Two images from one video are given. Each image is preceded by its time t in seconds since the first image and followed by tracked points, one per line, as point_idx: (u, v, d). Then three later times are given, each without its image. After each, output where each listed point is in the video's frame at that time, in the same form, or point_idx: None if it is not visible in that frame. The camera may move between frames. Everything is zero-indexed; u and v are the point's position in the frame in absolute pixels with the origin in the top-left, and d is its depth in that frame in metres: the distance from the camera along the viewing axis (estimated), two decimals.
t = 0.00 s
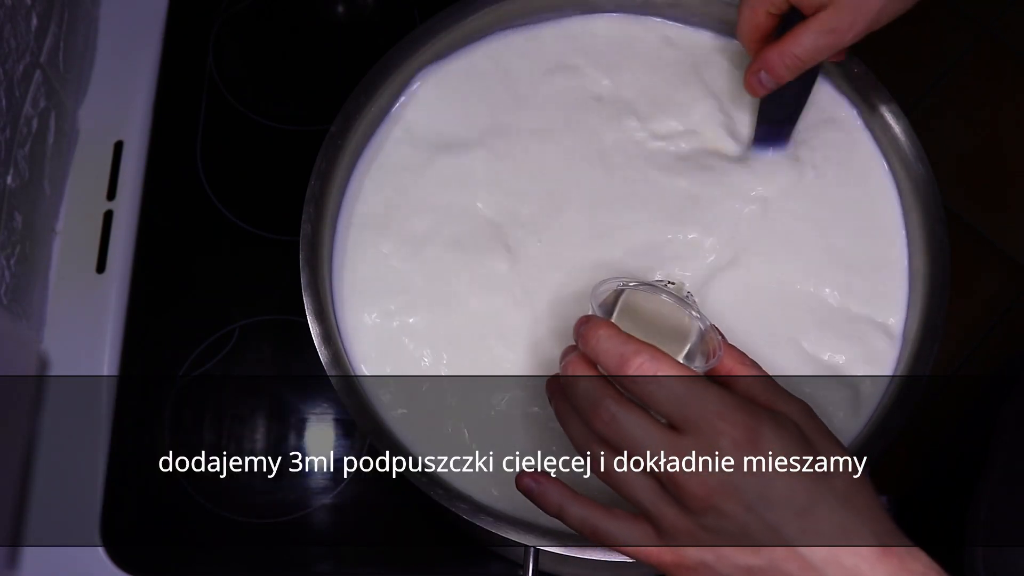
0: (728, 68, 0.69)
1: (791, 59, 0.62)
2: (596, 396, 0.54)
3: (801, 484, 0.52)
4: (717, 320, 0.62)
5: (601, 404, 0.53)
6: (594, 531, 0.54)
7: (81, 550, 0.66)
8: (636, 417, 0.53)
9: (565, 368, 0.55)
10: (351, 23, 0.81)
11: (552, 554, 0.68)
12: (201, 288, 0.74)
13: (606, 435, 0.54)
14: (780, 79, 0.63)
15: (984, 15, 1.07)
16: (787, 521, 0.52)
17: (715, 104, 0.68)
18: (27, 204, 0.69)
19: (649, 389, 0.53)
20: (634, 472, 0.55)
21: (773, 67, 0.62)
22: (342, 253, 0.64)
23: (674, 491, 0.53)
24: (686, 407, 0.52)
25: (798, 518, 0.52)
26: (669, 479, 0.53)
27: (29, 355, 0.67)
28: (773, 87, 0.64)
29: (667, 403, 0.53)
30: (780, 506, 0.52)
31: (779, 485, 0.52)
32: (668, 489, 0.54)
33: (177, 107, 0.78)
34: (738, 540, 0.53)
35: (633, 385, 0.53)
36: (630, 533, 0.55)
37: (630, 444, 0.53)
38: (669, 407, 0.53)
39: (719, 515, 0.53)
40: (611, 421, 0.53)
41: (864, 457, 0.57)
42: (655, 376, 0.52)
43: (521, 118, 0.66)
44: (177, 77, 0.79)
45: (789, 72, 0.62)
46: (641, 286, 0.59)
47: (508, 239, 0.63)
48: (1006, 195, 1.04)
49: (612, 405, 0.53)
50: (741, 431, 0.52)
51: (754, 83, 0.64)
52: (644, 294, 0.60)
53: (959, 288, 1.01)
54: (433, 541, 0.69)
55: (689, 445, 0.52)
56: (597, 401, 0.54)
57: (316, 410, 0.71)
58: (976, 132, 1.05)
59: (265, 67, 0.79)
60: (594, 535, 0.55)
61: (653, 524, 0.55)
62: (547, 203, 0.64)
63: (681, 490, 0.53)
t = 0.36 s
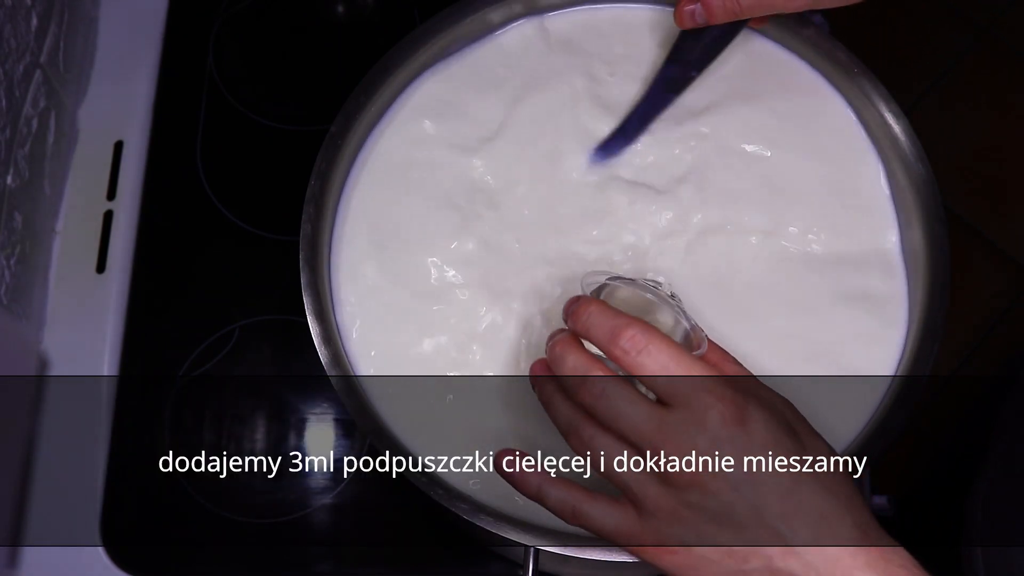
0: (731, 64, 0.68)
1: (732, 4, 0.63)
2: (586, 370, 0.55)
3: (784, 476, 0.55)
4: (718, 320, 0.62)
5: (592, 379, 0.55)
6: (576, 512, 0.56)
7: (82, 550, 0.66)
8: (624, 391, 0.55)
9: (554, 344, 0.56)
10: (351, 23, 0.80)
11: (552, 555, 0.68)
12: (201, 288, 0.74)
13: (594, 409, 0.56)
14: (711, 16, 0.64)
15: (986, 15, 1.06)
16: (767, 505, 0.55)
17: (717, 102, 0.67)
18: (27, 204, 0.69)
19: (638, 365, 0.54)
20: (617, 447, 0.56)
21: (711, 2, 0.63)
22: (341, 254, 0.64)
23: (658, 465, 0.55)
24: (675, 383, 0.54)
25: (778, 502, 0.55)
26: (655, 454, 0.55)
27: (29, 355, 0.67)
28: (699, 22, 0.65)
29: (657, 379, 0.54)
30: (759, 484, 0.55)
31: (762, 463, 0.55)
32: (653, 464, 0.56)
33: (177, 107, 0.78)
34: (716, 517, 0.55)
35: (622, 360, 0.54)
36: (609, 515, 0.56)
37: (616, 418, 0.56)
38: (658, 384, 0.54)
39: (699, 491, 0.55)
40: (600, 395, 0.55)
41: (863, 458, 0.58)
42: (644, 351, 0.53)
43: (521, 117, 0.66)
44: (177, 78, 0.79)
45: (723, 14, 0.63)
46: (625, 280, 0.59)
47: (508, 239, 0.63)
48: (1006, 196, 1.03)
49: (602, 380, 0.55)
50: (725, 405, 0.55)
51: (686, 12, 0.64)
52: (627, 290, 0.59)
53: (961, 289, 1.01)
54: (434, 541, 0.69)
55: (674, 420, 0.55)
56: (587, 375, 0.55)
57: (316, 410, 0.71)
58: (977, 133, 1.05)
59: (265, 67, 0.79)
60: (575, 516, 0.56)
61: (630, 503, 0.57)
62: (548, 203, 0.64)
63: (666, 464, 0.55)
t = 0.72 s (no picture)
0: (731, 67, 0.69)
1: (767, 62, 0.63)
2: (559, 337, 0.54)
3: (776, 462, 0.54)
4: (718, 320, 0.62)
5: (567, 345, 0.54)
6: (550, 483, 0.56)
7: (82, 550, 0.66)
8: (600, 362, 0.54)
9: (534, 316, 0.56)
10: (351, 23, 0.80)
11: (553, 555, 0.68)
12: (201, 288, 0.74)
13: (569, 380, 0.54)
14: (754, 80, 0.64)
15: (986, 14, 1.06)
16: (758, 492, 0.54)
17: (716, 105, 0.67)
18: (27, 204, 0.69)
19: (612, 333, 0.53)
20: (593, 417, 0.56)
21: (751, 65, 0.63)
22: (342, 254, 0.64)
23: (634, 437, 0.55)
24: (649, 351, 0.52)
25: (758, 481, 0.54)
26: (629, 424, 0.55)
27: (30, 356, 0.67)
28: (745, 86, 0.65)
29: (631, 347, 0.53)
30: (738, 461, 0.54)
31: (741, 441, 0.54)
32: (629, 435, 0.55)
33: (177, 107, 0.78)
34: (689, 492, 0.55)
35: (595, 327, 0.53)
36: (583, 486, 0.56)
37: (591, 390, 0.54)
38: (632, 352, 0.53)
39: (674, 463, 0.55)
40: (575, 362, 0.53)
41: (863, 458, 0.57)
42: (617, 319, 0.53)
43: (521, 117, 0.66)
44: (178, 78, 0.79)
45: (763, 74, 0.64)
46: (607, 263, 0.59)
47: (509, 238, 0.63)
48: (1008, 196, 1.03)
49: (578, 347, 0.54)
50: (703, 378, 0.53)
51: (729, 78, 0.65)
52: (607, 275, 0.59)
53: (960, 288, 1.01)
54: (434, 542, 0.69)
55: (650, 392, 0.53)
56: (560, 342, 0.54)
57: (316, 410, 0.71)
58: (976, 132, 1.05)
59: (265, 68, 0.79)
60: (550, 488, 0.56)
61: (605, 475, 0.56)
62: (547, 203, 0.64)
63: (640, 436, 0.55)
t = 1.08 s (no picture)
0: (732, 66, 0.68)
1: (753, 13, 0.63)
2: (550, 319, 0.54)
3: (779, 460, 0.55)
4: (718, 320, 0.62)
5: (559, 325, 0.54)
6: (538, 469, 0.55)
7: (82, 550, 0.66)
8: (592, 343, 0.54)
9: (526, 301, 0.56)
10: (350, 23, 0.80)
11: (552, 554, 0.68)
12: (201, 288, 0.74)
13: (563, 363, 0.54)
14: (733, 25, 0.64)
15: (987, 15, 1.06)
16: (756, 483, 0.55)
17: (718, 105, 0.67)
18: (27, 204, 0.69)
19: (604, 312, 0.53)
20: (582, 398, 0.56)
21: (732, 11, 0.63)
22: (342, 254, 0.64)
23: (624, 415, 0.55)
24: (642, 331, 0.53)
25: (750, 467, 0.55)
26: (620, 402, 0.55)
27: (30, 356, 0.67)
28: (722, 33, 0.65)
29: (625, 327, 0.53)
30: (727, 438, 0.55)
31: (727, 415, 0.55)
32: (619, 414, 0.56)
33: (176, 108, 0.78)
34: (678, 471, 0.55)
35: (588, 307, 0.54)
36: (577, 474, 0.56)
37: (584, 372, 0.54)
38: (625, 331, 0.53)
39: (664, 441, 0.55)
40: (568, 343, 0.54)
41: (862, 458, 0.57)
42: (610, 299, 0.53)
43: (520, 116, 0.66)
44: (177, 78, 0.79)
45: (745, 22, 0.63)
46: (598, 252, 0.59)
47: (509, 238, 0.63)
48: (1007, 196, 1.03)
49: (571, 327, 0.54)
50: (695, 358, 0.52)
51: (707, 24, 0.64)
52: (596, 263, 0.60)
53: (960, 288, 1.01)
54: (434, 542, 0.69)
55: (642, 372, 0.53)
56: (551, 322, 0.54)
57: (316, 410, 0.71)
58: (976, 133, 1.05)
59: (265, 67, 0.79)
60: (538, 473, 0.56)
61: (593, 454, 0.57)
62: (547, 203, 0.64)
63: (631, 414, 0.55)
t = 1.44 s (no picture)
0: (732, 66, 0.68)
1: (734, 43, 0.62)
2: (560, 316, 0.54)
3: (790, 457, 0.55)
4: (718, 320, 0.62)
5: (569, 322, 0.54)
6: (546, 470, 0.55)
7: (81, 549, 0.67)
8: (602, 339, 0.53)
9: (533, 300, 0.56)
10: (350, 23, 0.80)
11: (552, 554, 0.68)
12: (201, 288, 0.74)
13: (574, 360, 0.54)
14: (713, 54, 0.63)
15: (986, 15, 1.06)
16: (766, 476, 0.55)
17: (718, 104, 0.67)
18: (27, 204, 0.69)
19: (616, 309, 0.53)
20: (593, 398, 0.55)
21: (715, 42, 0.62)
22: (341, 254, 0.64)
23: (637, 414, 0.55)
24: (654, 327, 0.52)
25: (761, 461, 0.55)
26: (633, 401, 0.54)
27: (30, 356, 0.67)
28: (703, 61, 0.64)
29: (637, 323, 0.53)
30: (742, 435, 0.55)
31: (742, 413, 0.55)
32: (632, 413, 0.55)
33: (176, 108, 0.78)
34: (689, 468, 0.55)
35: (599, 304, 0.53)
36: (577, 474, 0.55)
37: (595, 370, 0.54)
38: (637, 328, 0.53)
39: (677, 439, 0.55)
40: (578, 340, 0.53)
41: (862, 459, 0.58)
42: (622, 295, 0.53)
43: (521, 116, 0.66)
44: (177, 78, 0.79)
45: (726, 54, 0.63)
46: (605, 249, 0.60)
47: (509, 238, 0.63)
48: (1007, 197, 1.03)
49: (581, 324, 0.54)
50: (708, 355, 0.52)
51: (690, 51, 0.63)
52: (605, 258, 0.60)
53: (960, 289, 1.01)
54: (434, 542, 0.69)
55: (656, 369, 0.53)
56: (561, 320, 0.54)
57: (316, 410, 0.71)
58: (976, 133, 1.04)
59: (265, 67, 0.79)
60: (547, 474, 0.56)
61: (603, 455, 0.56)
62: (547, 203, 0.64)
63: (645, 412, 0.54)
